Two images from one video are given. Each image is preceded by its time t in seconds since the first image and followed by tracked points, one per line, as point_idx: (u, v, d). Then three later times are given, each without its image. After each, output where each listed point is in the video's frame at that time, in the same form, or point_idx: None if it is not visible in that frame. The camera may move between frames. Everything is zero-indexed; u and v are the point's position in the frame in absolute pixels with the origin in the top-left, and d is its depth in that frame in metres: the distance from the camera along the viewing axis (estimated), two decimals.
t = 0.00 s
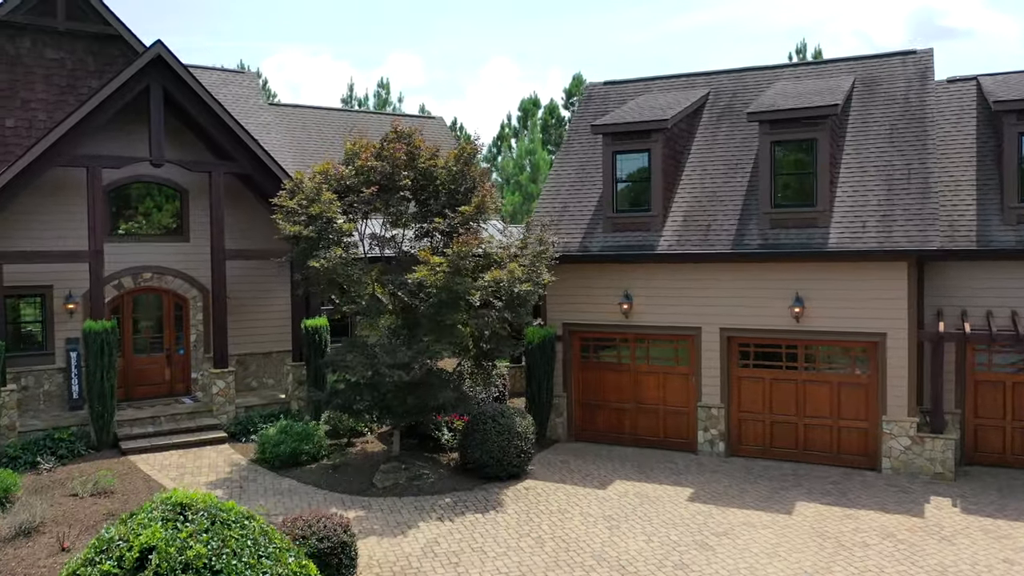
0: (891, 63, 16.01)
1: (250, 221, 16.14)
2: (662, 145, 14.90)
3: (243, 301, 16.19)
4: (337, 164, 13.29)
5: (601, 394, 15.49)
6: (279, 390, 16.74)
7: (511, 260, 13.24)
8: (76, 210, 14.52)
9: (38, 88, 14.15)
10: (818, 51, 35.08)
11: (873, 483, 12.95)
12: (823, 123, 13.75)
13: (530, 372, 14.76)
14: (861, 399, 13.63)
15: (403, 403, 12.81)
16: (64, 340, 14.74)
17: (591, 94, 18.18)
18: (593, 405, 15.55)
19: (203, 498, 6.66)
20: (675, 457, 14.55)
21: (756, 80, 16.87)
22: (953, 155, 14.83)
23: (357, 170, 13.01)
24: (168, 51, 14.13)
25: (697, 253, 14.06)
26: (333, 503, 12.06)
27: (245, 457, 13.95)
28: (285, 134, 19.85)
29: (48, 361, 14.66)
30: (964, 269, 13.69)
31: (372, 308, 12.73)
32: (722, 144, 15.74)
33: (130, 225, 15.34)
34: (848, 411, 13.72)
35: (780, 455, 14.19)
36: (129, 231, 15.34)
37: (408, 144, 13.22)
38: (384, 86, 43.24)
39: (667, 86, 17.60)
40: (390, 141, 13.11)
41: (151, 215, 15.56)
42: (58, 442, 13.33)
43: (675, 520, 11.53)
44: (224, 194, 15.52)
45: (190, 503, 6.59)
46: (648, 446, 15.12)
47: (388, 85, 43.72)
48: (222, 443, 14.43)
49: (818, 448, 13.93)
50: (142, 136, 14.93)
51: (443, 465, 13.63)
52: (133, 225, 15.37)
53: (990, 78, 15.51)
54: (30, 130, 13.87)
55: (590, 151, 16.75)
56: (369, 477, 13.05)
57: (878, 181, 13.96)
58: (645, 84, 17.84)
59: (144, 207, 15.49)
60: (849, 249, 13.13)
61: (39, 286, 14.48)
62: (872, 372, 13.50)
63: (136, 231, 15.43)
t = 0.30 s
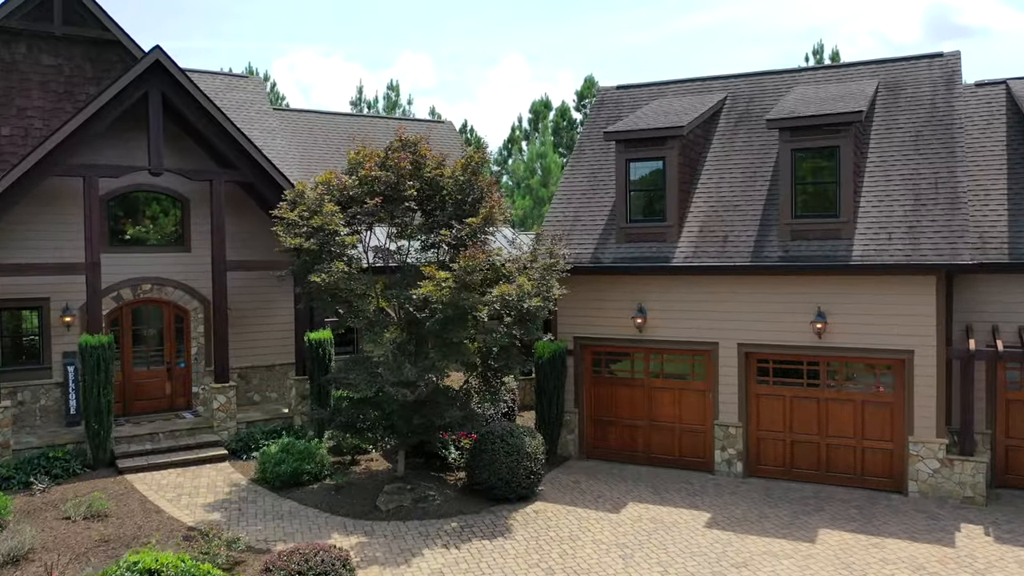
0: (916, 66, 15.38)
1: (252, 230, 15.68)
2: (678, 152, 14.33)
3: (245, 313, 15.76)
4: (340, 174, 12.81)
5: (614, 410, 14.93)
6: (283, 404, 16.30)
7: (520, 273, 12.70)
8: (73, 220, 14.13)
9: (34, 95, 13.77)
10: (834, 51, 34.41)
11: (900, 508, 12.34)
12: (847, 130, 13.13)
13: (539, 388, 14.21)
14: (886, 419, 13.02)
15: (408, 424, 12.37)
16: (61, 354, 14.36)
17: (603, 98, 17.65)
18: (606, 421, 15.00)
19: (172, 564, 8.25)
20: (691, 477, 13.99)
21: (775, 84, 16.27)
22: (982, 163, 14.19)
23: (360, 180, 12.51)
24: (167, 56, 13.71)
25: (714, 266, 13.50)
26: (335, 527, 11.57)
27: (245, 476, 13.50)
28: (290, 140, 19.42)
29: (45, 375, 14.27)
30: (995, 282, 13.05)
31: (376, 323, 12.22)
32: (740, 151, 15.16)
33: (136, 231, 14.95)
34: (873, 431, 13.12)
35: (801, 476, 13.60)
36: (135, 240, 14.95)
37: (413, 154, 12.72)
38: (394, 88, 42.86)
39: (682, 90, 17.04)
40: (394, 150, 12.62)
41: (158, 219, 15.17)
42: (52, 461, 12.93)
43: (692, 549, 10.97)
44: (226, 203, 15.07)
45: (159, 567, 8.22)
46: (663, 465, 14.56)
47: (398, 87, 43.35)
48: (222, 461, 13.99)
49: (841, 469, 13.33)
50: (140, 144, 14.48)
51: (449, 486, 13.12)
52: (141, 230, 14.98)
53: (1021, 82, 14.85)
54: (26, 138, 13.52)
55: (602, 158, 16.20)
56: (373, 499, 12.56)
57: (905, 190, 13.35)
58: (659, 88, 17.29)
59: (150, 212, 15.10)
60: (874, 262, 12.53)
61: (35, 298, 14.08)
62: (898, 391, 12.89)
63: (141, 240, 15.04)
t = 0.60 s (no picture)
0: (941, 70, 14.74)
1: (252, 241, 15.21)
2: (693, 160, 13.76)
3: (244, 325, 15.29)
4: (340, 185, 12.30)
5: (625, 428, 14.38)
6: (284, 419, 15.84)
7: (528, 289, 12.15)
8: (67, 230, 13.69)
9: (27, 102, 13.35)
10: (850, 51, 33.71)
11: (928, 536, 11.72)
12: (871, 138, 12.52)
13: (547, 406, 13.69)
14: (912, 441, 12.41)
15: (411, 445, 11.86)
16: (54, 368, 13.91)
17: (614, 103, 17.08)
18: (617, 440, 14.44)
19: None
20: (707, 499, 13.41)
21: (793, 89, 15.68)
22: (1011, 171, 13.55)
23: (361, 191, 12.00)
24: (163, 62, 13.26)
25: (730, 279, 12.93)
26: (334, 555, 11.05)
27: (243, 497, 13.02)
28: (293, 146, 18.94)
29: (38, 391, 13.83)
30: None
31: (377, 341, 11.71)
32: (757, 159, 14.58)
33: (141, 236, 14.57)
34: (898, 453, 12.51)
35: (822, 499, 13.01)
36: (140, 244, 14.55)
37: (417, 164, 12.21)
38: (401, 90, 42.38)
39: (696, 95, 16.46)
40: (397, 160, 12.11)
41: (162, 224, 14.80)
42: (43, 482, 12.48)
43: None
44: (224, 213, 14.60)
45: None
46: (677, 486, 13.99)
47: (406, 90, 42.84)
48: (219, 480, 13.53)
49: (864, 493, 12.73)
50: (136, 152, 14.00)
51: (454, 509, 12.59)
52: (146, 234, 14.60)
53: None
54: (17, 147, 13.04)
55: (614, 166, 15.65)
56: (374, 523, 12.06)
57: (931, 200, 12.73)
58: (672, 94, 16.72)
59: (153, 217, 14.73)
60: (899, 276, 11.93)
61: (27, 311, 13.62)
62: (924, 412, 12.28)
63: (146, 246, 14.63)
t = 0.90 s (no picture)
0: (965, 76, 14.12)
1: (249, 253, 14.70)
2: (706, 171, 13.19)
3: (241, 340, 14.79)
4: (338, 198, 11.79)
5: (635, 450, 13.80)
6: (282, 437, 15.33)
7: (534, 307, 11.62)
8: (57, 244, 13.21)
9: (15, 112, 12.89)
10: (864, 53, 33.02)
11: (955, 568, 11.10)
12: (895, 149, 11.93)
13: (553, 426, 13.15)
14: (937, 467, 11.79)
15: (412, 471, 11.33)
16: (44, 386, 13.43)
17: (623, 110, 16.52)
18: (627, 461, 13.87)
19: None
20: (721, 526, 12.83)
21: (810, 95, 15.08)
22: None
23: (359, 205, 11.48)
24: (155, 69, 12.81)
25: (745, 296, 12.36)
26: None
27: (238, 522, 12.52)
28: (293, 154, 18.44)
29: (26, 410, 13.35)
30: None
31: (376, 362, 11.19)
32: (773, 168, 13.98)
33: (142, 242, 14.10)
34: (922, 479, 11.90)
35: (842, 527, 12.41)
36: (142, 250, 14.08)
37: (418, 176, 11.69)
38: (406, 93, 41.87)
39: (709, 102, 15.88)
40: (397, 173, 11.59)
41: (164, 229, 14.34)
42: (30, 507, 11.99)
43: None
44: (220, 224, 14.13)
45: None
46: (690, 510, 13.42)
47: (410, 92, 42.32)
48: (213, 503, 13.04)
49: (886, 520, 12.13)
50: (127, 162, 13.51)
51: (457, 536, 12.05)
52: (148, 239, 14.14)
53: None
54: (5, 158, 12.56)
55: (623, 175, 15.10)
56: (373, 552, 11.53)
57: (957, 214, 12.12)
58: (684, 100, 16.14)
59: (154, 223, 14.27)
60: (925, 295, 11.33)
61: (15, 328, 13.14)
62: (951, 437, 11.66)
63: (147, 252, 14.17)
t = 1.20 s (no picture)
0: (992, 83, 13.48)
1: (244, 268, 14.18)
2: (720, 185, 12.62)
3: (237, 358, 14.29)
4: (335, 215, 11.27)
5: (645, 474, 13.24)
6: (279, 457, 14.83)
7: (539, 329, 11.07)
8: (45, 260, 12.74)
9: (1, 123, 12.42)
10: (878, 56, 32.34)
11: None
12: (919, 163, 11.35)
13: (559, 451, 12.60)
14: (964, 498, 11.19)
15: (411, 502, 10.79)
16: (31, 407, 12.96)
17: (633, 117, 15.94)
18: (636, 486, 13.31)
19: None
20: (735, 556, 12.25)
21: (827, 103, 14.47)
22: None
23: (357, 222, 10.96)
24: (146, 79, 12.31)
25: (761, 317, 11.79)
26: None
27: (230, 551, 12.01)
28: (293, 162, 17.93)
29: (13, 432, 12.88)
30: None
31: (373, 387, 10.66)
32: (790, 181, 13.39)
33: (142, 249, 13.76)
34: (948, 511, 11.30)
35: (863, 559, 11.82)
36: (142, 257, 13.74)
37: (418, 192, 11.14)
38: (410, 96, 41.38)
39: (722, 109, 15.29)
40: (396, 189, 11.06)
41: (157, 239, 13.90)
42: (14, 536, 11.53)
43: None
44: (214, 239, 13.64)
45: None
46: (702, 538, 12.84)
47: (415, 96, 41.82)
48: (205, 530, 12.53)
49: (910, 553, 11.54)
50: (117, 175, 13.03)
51: (458, 568, 11.51)
52: (149, 246, 13.79)
53: None
54: None
55: (633, 187, 14.52)
56: None
57: (985, 231, 11.51)
58: (695, 108, 15.56)
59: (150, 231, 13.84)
60: (952, 318, 10.73)
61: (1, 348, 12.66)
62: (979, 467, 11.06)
63: (148, 259, 13.83)
